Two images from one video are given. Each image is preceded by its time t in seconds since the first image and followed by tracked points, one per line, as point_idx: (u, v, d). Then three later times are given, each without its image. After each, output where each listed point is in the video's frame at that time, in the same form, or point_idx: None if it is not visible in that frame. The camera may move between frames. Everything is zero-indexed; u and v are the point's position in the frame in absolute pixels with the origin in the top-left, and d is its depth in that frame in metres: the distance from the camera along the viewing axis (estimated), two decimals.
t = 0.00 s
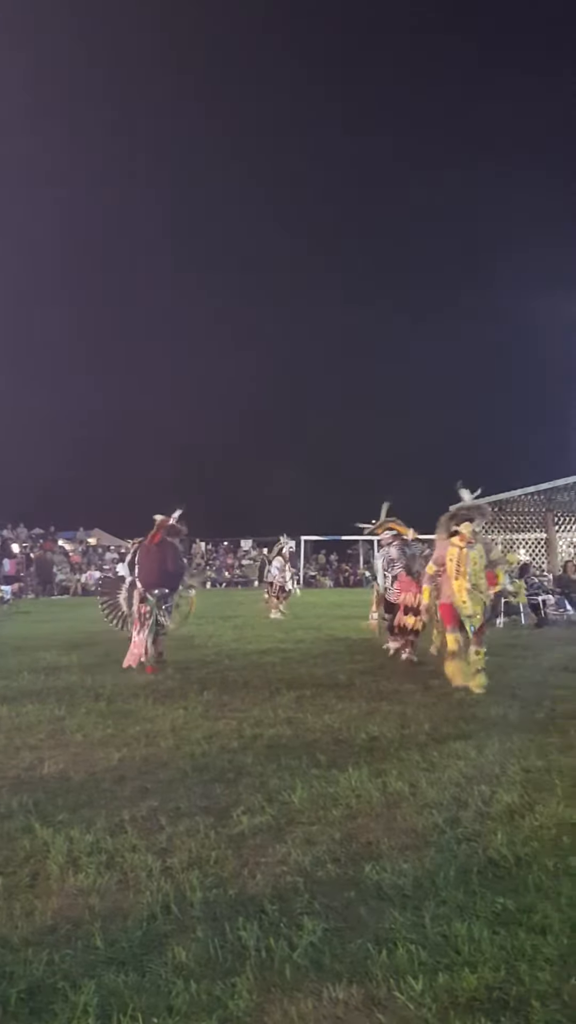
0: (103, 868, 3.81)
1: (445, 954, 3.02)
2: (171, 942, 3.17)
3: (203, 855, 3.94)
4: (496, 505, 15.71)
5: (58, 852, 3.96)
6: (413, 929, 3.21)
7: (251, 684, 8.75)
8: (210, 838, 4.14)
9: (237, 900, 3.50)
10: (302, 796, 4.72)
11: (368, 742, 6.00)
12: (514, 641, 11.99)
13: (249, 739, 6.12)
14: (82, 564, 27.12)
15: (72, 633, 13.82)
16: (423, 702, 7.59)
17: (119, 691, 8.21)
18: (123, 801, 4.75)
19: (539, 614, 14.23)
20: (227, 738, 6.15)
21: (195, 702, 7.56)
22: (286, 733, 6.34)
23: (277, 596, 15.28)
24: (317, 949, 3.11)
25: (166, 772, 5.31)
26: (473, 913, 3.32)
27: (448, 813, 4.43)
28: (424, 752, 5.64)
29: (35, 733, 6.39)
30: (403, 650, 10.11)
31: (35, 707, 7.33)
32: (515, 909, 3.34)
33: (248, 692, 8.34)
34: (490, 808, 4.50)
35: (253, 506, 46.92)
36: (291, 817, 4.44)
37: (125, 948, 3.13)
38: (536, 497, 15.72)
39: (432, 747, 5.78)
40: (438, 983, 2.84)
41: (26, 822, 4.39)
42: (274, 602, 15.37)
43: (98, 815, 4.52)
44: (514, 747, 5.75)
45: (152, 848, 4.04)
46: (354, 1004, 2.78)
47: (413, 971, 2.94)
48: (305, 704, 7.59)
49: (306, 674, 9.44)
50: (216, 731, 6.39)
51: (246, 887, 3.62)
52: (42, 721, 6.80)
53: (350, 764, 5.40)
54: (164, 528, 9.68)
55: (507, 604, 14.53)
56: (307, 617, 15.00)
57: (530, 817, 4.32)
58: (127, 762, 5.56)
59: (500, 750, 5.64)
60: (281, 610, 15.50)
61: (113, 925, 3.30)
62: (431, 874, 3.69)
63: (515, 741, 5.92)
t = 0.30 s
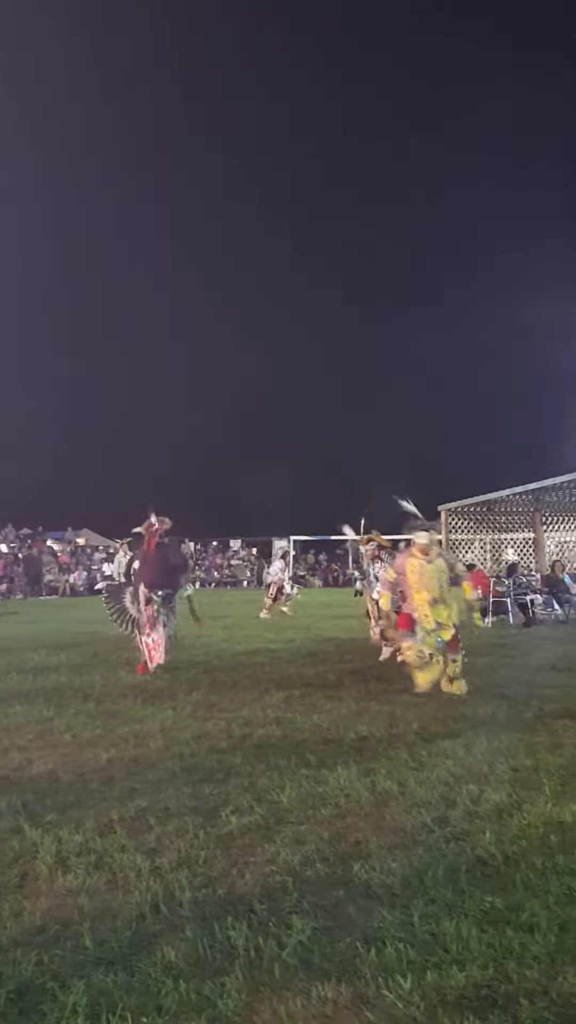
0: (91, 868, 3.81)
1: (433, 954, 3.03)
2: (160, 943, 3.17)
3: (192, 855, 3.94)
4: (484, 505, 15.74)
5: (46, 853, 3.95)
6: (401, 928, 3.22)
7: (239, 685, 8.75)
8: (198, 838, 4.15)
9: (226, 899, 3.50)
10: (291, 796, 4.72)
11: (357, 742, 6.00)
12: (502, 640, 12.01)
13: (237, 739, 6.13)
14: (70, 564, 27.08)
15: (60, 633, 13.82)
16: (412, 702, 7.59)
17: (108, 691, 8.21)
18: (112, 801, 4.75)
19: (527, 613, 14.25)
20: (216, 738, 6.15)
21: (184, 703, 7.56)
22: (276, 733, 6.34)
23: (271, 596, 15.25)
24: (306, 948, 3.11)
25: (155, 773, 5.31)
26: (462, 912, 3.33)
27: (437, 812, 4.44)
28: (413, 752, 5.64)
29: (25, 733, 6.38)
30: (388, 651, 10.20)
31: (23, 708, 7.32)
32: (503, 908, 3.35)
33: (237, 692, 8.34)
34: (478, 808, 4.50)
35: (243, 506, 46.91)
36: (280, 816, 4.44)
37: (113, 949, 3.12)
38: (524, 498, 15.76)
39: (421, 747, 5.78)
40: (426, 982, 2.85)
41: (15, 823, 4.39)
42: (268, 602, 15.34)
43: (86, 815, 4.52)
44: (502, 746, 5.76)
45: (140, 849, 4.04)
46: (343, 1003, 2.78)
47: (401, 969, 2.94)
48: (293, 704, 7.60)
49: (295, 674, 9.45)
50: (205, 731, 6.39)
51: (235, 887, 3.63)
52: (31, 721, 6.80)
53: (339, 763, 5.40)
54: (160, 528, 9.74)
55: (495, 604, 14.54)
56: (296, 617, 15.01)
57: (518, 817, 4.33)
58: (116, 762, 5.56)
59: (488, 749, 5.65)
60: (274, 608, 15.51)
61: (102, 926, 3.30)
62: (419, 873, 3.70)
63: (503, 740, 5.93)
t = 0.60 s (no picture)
0: (81, 868, 3.80)
1: (422, 953, 3.03)
2: (150, 942, 3.16)
3: (182, 855, 3.94)
4: (475, 504, 15.73)
5: (35, 853, 3.95)
6: (391, 927, 3.22)
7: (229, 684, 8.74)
8: (188, 838, 4.14)
9: (216, 899, 3.50)
10: (281, 796, 4.71)
11: (347, 742, 5.99)
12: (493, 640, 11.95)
13: (228, 739, 6.12)
14: (61, 564, 27.04)
15: (51, 633, 13.80)
16: (403, 702, 7.58)
17: (98, 691, 8.20)
18: (102, 800, 4.75)
19: (517, 612, 14.25)
20: (207, 738, 6.14)
21: (174, 703, 7.55)
22: (266, 733, 6.32)
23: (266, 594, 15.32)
24: (296, 948, 3.11)
25: (145, 772, 5.29)
26: (451, 911, 3.33)
27: (427, 810, 4.45)
28: (404, 752, 5.63)
29: (15, 733, 6.37)
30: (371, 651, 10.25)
31: (14, 708, 7.30)
32: (492, 907, 3.36)
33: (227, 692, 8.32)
34: (468, 807, 4.49)
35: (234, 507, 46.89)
36: (271, 816, 4.44)
37: (103, 949, 3.12)
38: (515, 498, 15.76)
39: (412, 747, 5.76)
40: (416, 982, 2.85)
41: (4, 822, 4.38)
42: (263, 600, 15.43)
43: (76, 815, 4.52)
44: (492, 745, 5.76)
45: (130, 849, 4.03)
46: (332, 1002, 2.78)
47: (391, 968, 2.95)
48: (284, 704, 7.58)
49: (286, 673, 9.44)
50: (195, 730, 6.38)
51: (225, 887, 3.63)
52: (21, 721, 6.78)
53: (329, 763, 5.40)
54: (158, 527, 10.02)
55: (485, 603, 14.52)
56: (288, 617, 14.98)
57: (508, 816, 4.32)
58: (106, 762, 5.54)
59: (478, 749, 5.64)
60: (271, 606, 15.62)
61: (91, 926, 3.29)
62: (409, 872, 3.70)
63: (493, 740, 5.91)
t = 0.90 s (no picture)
0: (67, 871, 3.79)
1: (409, 953, 3.04)
2: (136, 945, 3.16)
3: (169, 856, 3.94)
4: (462, 505, 15.76)
5: (22, 854, 3.96)
6: (378, 927, 3.23)
7: (216, 686, 8.76)
8: (176, 839, 4.15)
9: (203, 900, 3.50)
10: (269, 796, 4.73)
11: (335, 742, 6.01)
12: (481, 639, 12.02)
13: (216, 740, 6.14)
14: (49, 564, 27.04)
15: (40, 633, 13.83)
16: (390, 702, 7.61)
17: (85, 693, 8.20)
18: (90, 802, 4.76)
19: (505, 612, 14.28)
20: (195, 739, 6.16)
21: (161, 703, 7.57)
22: (254, 732, 6.36)
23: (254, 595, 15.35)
24: (282, 948, 3.11)
25: (132, 774, 5.30)
26: (438, 911, 3.33)
27: (413, 810, 4.47)
28: (391, 752, 5.65)
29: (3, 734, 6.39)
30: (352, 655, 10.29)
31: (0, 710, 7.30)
32: (478, 907, 3.36)
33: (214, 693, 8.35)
34: (455, 807, 4.50)
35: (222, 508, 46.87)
36: (258, 817, 4.45)
37: (89, 951, 3.12)
38: (502, 500, 15.80)
39: (399, 747, 5.78)
40: (402, 982, 2.85)
41: None
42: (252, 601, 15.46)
43: (63, 816, 4.53)
44: (478, 745, 5.79)
45: (116, 850, 4.04)
46: (318, 1003, 2.78)
47: (378, 969, 2.95)
48: (271, 704, 7.61)
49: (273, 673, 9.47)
50: (184, 732, 6.40)
51: (212, 888, 3.63)
52: (9, 723, 6.78)
53: (316, 763, 5.41)
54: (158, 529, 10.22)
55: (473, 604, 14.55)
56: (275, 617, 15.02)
57: (494, 816, 4.33)
58: (93, 763, 5.55)
59: (465, 748, 5.67)
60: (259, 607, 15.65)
61: (77, 927, 3.29)
62: (395, 872, 3.71)
63: (481, 739, 5.94)
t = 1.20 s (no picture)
0: (54, 872, 3.79)
1: (395, 954, 3.04)
2: (123, 946, 3.16)
3: (156, 858, 3.94)
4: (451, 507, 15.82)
5: (8, 854, 3.97)
6: (364, 928, 3.23)
7: (204, 687, 8.78)
8: (163, 840, 4.16)
9: (190, 901, 3.50)
10: (256, 797, 4.75)
11: (323, 742, 6.04)
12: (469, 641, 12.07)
13: (205, 741, 6.16)
14: (37, 565, 27.02)
15: (29, 634, 13.85)
16: (378, 702, 7.66)
17: (73, 694, 8.21)
18: (78, 803, 4.77)
19: (493, 614, 14.35)
20: (183, 740, 6.19)
21: (148, 704, 7.59)
22: (242, 733, 6.40)
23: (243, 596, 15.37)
24: (269, 950, 3.12)
25: (119, 775, 5.31)
26: (424, 912, 3.34)
27: (401, 811, 4.49)
28: (379, 753, 5.67)
29: None
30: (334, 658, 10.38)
31: None
32: (464, 907, 3.37)
33: (202, 694, 8.37)
34: (442, 808, 4.53)
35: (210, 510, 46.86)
36: (245, 817, 4.46)
37: (76, 952, 3.12)
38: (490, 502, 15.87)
39: (387, 748, 5.81)
40: (388, 983, 2.86)
41: None
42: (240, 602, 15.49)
43: (51, 816, 4.55)
44: (465, 745, 5.83)
45: (103, 850, 4.05)
46: (304, 1004, 2.79)
47: (364, 970, 2.95)
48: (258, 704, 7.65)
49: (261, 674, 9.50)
50: (172, 733, 6.42)
51: (199, 889, 3.63)
52: None
53: (304, 764, 5.43)
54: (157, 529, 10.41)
55: (461, 606, 14.61)
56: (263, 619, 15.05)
57: (481, 817, 4.35)
58: (81, 765, 5.56)
59: (452, 749, 5.70)
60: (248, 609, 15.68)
61: (64, 928, 3.29)
62: (382, 873, 3.72)
63: (467, 740, 5.98)
